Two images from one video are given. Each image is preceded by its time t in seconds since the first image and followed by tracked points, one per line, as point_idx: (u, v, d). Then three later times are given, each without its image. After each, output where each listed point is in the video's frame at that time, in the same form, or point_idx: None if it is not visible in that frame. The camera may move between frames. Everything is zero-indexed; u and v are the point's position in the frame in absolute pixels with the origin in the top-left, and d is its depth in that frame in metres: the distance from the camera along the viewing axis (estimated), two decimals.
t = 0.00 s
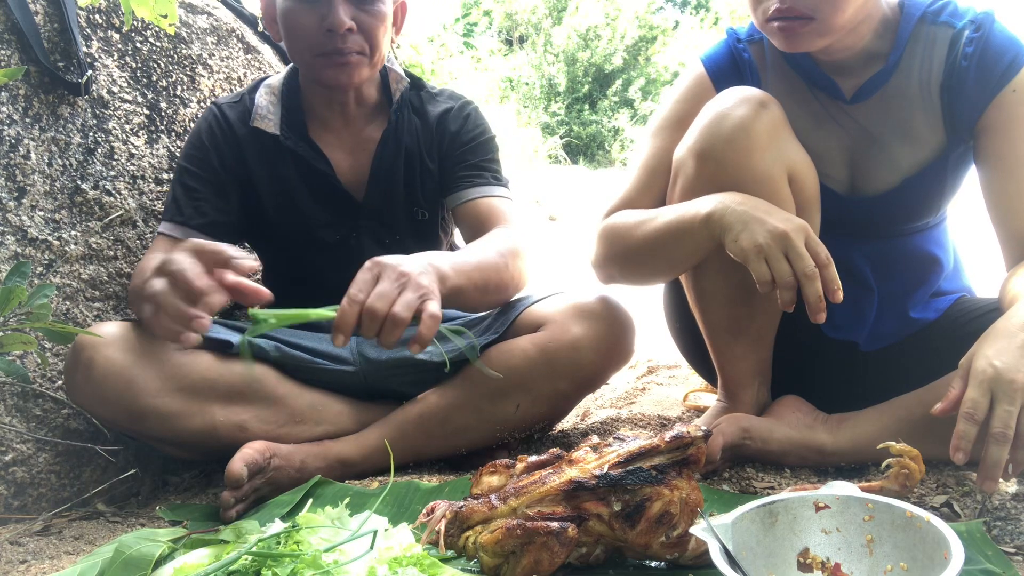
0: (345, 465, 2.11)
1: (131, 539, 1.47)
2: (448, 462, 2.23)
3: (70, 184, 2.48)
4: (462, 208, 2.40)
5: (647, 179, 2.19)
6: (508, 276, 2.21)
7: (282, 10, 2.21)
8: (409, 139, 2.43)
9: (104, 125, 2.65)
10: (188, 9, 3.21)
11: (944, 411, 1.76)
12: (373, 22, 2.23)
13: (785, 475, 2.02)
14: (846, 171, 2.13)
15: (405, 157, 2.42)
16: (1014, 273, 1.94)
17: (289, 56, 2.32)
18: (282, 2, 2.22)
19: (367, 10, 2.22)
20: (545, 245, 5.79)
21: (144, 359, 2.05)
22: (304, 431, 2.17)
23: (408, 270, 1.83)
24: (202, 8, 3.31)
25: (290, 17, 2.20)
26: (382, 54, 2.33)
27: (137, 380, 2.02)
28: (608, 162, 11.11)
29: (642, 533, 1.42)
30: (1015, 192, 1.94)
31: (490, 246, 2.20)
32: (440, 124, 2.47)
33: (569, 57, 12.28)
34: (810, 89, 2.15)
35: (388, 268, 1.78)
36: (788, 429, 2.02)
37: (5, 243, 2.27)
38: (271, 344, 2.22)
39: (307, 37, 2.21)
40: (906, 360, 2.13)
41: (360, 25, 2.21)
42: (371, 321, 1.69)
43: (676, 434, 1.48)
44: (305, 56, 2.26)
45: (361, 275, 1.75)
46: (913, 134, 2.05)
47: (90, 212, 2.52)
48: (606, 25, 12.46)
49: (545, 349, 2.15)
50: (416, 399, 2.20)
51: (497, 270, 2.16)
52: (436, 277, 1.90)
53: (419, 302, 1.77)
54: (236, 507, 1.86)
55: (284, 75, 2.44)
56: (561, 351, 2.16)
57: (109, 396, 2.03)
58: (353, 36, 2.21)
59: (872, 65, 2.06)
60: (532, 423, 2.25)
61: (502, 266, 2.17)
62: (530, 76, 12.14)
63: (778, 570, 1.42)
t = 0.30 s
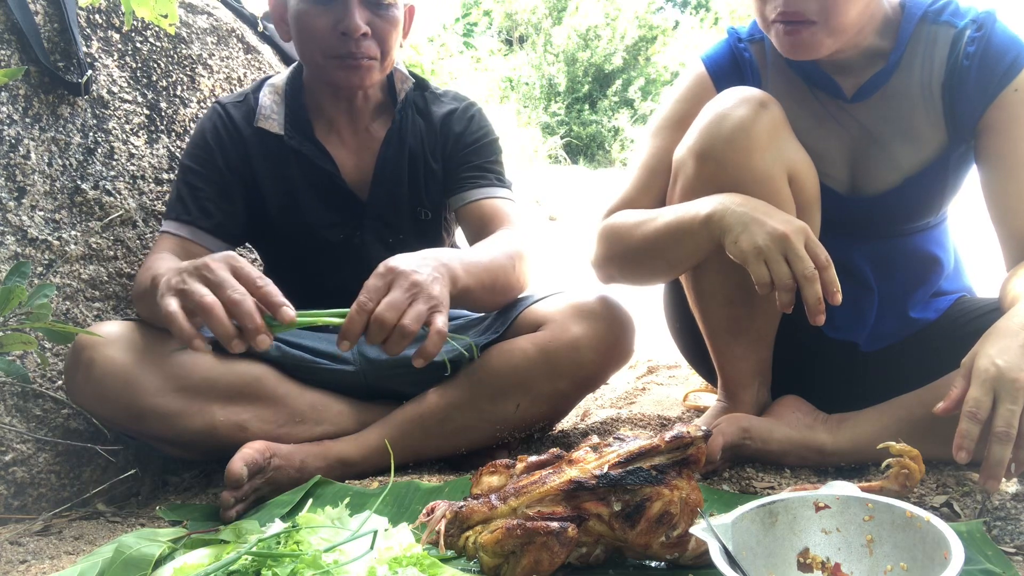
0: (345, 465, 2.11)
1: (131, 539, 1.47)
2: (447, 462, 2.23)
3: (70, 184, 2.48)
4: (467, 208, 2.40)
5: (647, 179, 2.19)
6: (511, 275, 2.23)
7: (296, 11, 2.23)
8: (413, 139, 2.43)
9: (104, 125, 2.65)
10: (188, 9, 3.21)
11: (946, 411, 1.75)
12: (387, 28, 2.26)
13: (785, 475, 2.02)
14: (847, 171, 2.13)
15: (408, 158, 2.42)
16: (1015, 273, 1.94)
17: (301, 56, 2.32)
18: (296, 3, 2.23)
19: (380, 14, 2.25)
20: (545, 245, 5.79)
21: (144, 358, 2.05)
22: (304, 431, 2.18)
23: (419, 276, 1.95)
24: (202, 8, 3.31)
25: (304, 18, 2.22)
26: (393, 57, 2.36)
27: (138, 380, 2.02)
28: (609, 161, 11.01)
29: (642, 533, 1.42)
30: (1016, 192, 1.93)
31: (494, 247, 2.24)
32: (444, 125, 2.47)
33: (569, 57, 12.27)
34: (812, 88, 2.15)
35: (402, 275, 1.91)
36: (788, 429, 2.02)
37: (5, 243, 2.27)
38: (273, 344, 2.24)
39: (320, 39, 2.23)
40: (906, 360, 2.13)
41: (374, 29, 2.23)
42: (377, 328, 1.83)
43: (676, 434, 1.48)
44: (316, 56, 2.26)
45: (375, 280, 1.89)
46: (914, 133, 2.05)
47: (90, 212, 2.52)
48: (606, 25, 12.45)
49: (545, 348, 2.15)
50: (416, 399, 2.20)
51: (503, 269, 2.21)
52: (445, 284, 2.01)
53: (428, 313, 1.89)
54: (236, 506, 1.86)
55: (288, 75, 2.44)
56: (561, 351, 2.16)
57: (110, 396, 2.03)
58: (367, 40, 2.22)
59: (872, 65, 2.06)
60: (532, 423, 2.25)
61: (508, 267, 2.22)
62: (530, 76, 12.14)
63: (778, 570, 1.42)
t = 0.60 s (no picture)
0: (345, 465, 2.11)
1: (131, 539, 1.47)
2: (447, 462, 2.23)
3: (70, 184, 2.48)
4: (461, 214, 2.40)
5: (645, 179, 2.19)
6: (492, 286, 2.23)
7: (295, 11, 2.23)
8: (413, 141, 2.42)
9: (104, 124, 2.65)
10: (188, 9, 3.21)
11: (954, 421, 1.76)
12: (382, 29, 2.24)
13: (785, 475, 2.02)
14: (845, 171, 2.13)
15: (408, 159, 2.41)
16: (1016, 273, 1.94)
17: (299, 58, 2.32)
18: (295, 4, 2.23)
19: (376, 16, 2.24)
20: (545, 245, 5.79)
21: (144, 358, 2.05)
22: (304, 431, 2.18)
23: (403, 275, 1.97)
24: (202, 8, 3.30)
25: (302, 19, 2.22)
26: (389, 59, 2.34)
27: (138, 380, 2.02)
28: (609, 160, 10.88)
29: (642, 533, 1.42)
30: (1014, 192, 1.94)
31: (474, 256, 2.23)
32: (444, 126, 2.46)
33: (569, 57, 12.27)
34: (810, 90, 2.15)
35: (392, 275, 1.94)
36: (787, 429, 2.02)
37: (5, 243, 2.27)
38: (272, 344, 2.23)
39: (315, 40, 2.22)
40: (906, 360, 2.13)
41: (368, 31, 2.22)
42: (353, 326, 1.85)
43: (676, 434, 1.48)
44: (312, 57, 2.26)
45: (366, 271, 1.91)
46: (911, 132, 2.05)
47: (90, 212, 2.52)
48: (606, 25, 12.45)
49: (544, 348, 2.15)
50: (417, 399, 2.20)
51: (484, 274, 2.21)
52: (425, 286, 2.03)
53: (404, 320, 1.92)
54: (236, 507, 1.86)
55: (289, 75, 2.43)
56: (561, 351, 2.15)
57: (110, 396, 2.02)
58: (360, 42, 2.21)
59: (871, 64, 2.06)
60: (532, 423, 2.25)
61: (489, 280, 2.22)
62: (530, 76, 12.14)
63: (778, 570, 1.42)
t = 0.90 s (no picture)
0: (345, 465, 2.11)
1: (131, 539, 1.47)
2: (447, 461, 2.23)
3: (70, 184, 2.48)
4: (435, 222, 2.38)
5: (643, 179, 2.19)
6: (444, 306, 2.20)
7: (287, 12, 2.24)
8: (405, 142, 2.42)
9: (104, 124, 2.65)
10: (188, 9, 3.21)
11: (949, 421, 1.75)
12: (373, 32, 2.25)
13: (785, 475, 2.02)
14: (843, 171, 2.12)
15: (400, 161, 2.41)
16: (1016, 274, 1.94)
17: (293, 60, 2.32)
18: (287, 6, 2.24)
19: (368, 18, 2.24)
20: (545, 246, 5.79)
21: (145, 358, 2.05)
22: (304, 431, 2.18)
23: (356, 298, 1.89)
24: (202, 8, 3.30)
25: (294, 20, 2.23)
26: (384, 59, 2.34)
27: (138, 379, 2.02)
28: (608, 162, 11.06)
29: (642, 533, 1.42)
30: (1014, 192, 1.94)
31: (428, 274, 2.19)
32: (436, 128, 2.46)
33: (569, 57, 12.27)
34: (806, 92, 2.14)
35: (346, 300, 1.86)
36: (787, 429, 2.02)
37: (5, 243, 2.27)
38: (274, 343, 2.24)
39: (307, 41, 2.22)
40: (905, 360, 2.13)
41: (359, 33, 2.22)
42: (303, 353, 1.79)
43: (676, 434, 1.48)
44: (305, 59, 2.26)
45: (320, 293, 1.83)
46: (908, 133, 2.04)
47: (90, 212, 2.52)
48: (606, 25, 12.45)
49: (544, 349, 2.15)
50: (416, 399, 2.21)
51: (448, 288, 2.20)
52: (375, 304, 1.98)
53: (354, 343, 1.87)
54: (236, 506, 1.85)
55: (286, 75, 2.44)
56: (560, 351, 2.15)
57: (109, 395, 2.02)
58: (350, 44, 2.21)
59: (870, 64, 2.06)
60: (531, 423, 2.25)
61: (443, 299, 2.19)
62: (530, 76, 12.13)
63: (778, 570, 1.42)
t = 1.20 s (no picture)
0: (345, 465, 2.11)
1: (131, 539, 1.47)
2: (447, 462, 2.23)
3: (70, 184, 2.48)
4: (429, 223, 2.38)
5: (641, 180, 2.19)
6: (434, 313, 2.20)
7: (287, 10, 2.22)
8: (400, 142, 2.42)
9: (104, 124, 2.65)
10: (188, 9, 3.21)
11: (946, 421, 1.75)
12: (378, 27, 2.25)
13: (785, 475, 2.02)
14: (844, 172, 2.12)
15: (396, 162, 2.41)
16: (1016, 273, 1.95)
17: (292, 59, 2.31)
18: (287, 3, 2.22)
19: (371, 14, 2.24)
20: (546, 245, 5.79)
21: (145, 358, 2.05)
22: (304, 431, 2.18)
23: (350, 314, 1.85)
24: (202, 8, 3.30)
25: (294, 19, 2.21)
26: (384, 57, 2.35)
27: (138, 380, 2.03)
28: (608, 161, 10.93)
29: (642, 533, 1.42)
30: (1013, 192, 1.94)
31: (423, 278, 2.18)
32: (432, 127, 2.46)
33: (569, 57, 12.21)
34: (807, 92, 2.14)
35: (347, 334, 1.80)
36: (787, 429, 2.02)
37: (5, 243, 2.27)
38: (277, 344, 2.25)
39: (310, 39, 2.22)
40: (905, 361, 2.13)
41: (363, 29, 2.23)
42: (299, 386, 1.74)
43: (676, 434, 1.48)
44: (307, 57, 2.26)
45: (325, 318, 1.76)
46: (910, 133, 2.04)
47: (89, 212, 2.52)
48: (606, 25, 12.44)
49: (544, 349, 2.15)
50: (416, 399, 2.21)
51: (444, 294, 2.20)
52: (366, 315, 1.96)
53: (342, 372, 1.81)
54: (236, 507, 1.85)
55: (282, 74, 2.44)
56: (560, 351, 2.15)
57: (109, 395, 2.02)
58: (355, 40, 2.22)
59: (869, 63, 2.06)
60: (531, 423, 2.25)
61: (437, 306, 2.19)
62: (530, 76, 12.12)
63: (778, 570, 1.42)
